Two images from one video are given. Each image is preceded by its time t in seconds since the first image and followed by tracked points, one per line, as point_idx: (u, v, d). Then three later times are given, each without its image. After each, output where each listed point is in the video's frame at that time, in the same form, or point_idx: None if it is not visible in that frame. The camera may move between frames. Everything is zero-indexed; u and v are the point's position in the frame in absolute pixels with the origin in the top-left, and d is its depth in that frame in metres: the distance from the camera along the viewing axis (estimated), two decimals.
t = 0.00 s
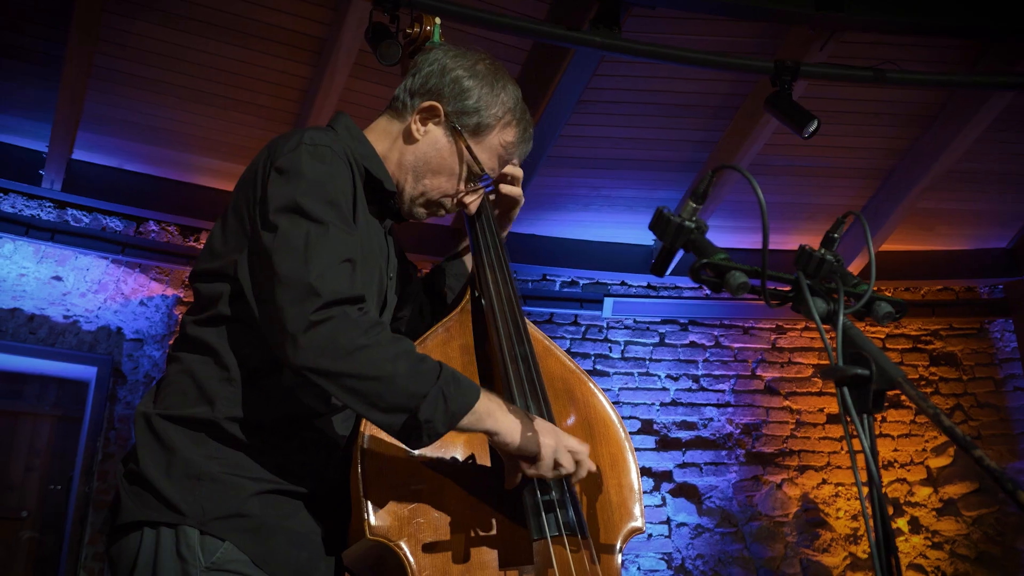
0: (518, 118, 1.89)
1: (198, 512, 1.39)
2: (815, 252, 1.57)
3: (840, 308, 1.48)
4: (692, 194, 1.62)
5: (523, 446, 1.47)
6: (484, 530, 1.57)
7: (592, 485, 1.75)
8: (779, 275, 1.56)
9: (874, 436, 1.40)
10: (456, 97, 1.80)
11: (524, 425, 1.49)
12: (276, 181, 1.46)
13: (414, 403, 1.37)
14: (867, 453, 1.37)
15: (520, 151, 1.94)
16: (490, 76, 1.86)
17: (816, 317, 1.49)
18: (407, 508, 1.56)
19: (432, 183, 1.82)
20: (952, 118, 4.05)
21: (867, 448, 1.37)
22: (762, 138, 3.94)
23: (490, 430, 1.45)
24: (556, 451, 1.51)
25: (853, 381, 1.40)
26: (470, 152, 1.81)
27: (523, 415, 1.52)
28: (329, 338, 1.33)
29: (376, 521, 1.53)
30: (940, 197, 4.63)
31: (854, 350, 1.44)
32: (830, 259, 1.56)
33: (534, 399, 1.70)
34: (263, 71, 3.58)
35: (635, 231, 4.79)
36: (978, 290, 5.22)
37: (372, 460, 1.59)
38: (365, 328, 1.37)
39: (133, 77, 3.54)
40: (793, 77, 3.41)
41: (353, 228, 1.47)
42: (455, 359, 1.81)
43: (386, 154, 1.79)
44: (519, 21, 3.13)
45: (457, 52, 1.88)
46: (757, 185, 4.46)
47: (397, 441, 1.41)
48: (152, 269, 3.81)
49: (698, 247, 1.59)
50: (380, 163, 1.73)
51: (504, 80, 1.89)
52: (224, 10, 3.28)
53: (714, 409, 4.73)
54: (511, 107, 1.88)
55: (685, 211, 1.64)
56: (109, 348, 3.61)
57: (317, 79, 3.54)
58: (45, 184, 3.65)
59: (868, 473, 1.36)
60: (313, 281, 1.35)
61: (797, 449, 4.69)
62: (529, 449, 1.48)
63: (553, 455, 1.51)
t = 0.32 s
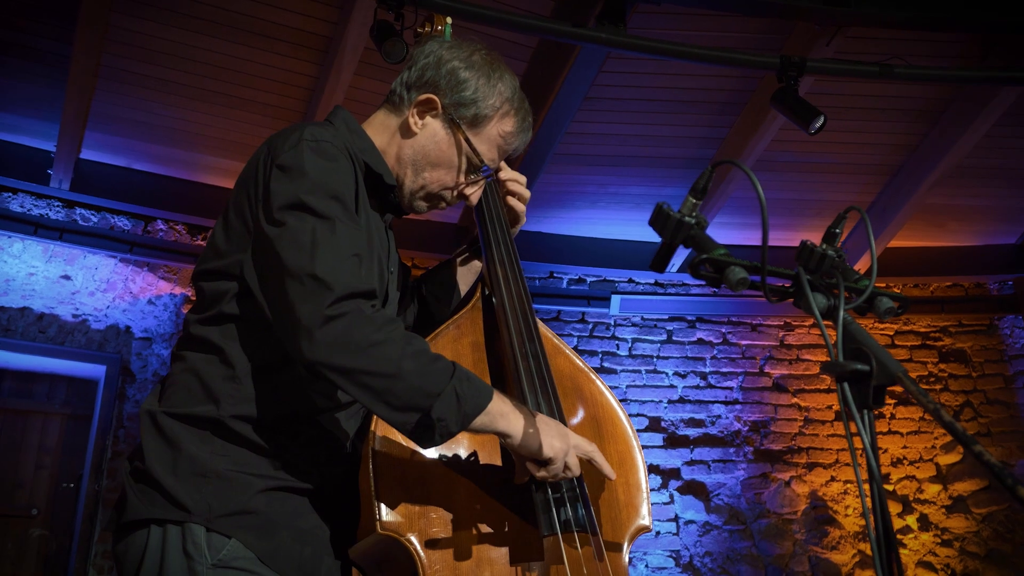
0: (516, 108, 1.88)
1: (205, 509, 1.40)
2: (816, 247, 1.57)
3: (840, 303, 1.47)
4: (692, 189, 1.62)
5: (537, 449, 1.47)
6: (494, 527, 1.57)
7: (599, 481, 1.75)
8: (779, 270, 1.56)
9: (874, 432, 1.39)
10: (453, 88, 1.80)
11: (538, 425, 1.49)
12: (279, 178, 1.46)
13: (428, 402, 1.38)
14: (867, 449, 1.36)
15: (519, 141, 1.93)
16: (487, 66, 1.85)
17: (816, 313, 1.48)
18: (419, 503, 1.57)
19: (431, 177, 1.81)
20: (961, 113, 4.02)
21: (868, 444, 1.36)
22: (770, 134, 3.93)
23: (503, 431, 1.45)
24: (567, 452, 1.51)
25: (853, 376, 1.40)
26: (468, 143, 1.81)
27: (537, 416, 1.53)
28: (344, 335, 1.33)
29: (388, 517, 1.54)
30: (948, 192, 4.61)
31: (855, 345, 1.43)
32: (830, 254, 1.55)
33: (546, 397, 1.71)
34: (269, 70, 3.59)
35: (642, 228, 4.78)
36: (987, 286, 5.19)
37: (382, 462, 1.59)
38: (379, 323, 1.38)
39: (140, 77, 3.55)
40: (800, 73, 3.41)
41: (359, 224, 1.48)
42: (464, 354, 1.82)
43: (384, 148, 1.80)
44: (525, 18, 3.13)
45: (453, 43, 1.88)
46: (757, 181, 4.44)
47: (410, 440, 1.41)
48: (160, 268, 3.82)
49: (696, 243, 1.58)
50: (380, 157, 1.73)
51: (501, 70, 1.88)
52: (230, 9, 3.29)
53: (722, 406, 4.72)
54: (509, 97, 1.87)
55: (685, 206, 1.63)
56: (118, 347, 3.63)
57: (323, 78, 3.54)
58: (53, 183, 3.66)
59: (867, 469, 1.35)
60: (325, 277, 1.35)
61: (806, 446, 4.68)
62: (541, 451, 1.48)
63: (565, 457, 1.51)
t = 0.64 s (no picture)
0: (517, 116, 1.90)
1: (199, 508, 1.40)
2: (812, 244, 1.56)
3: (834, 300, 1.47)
4: (686, 186, 1.61)
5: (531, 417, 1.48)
6: (486, 526, 1.57)
7: (592, 480, 1.75)
8: (773, 267, 1.54)
9: (868, 429, 1.39)
10: (456, 95, 1.80)
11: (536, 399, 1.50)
12: (277, 176, 1.47)
13: (422, 383, 1.38)
14: (862, 445, 1.36)
15: (517, 149, 1.95)
16: (489, 74, 1.86)
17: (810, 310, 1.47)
18: (412, 501, 1.57)
19: (430, 181, 1.81)
20: (963, 110, 4.01)
21: (862, 441, 1.36)
22: (772, 131, 3.93)
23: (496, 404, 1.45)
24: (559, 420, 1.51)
25: (847, 373, 1.40)
26: (469, 150, 1.81)
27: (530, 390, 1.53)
28: (332, 329, 1.33)
29: (379, 514, 1.54)
30: (951, 189, 4.60)
31: (849, 342, 1.43)
32: (826, 252, 1.55)
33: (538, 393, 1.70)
34: (269, 69, 3.59)
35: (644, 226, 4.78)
36: (991, 283, 5.18)
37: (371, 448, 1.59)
38: (371, 315, 1.37)
39: (141, 76, 3.56)
40: (801, 70, 3.40)
41: (355, 222, 1.48)
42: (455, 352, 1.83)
43: (384, 151, 1.79)
44: (525, 17, 3.13)
45: (456, 49, 1.89)
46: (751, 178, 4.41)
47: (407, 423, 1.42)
48: (162, 268, 3.83)
49: (691, 239, 1.58)
50: (380, 159, 1.73)
51: (503, 78, 1.89)
52: (230, 8, 3.29)
53: (725, 404, 4.72)
54: (511, 105, 1.88)
55: (679, 203, 1.62)
56: (121, 346, 3.63)
57: (324, 77, 3.54)
58: (56, 183, 3.67)
59: (862, 467, 1.35)
60: (319, 272, 1.35)
61: (809, 444, 4.68)
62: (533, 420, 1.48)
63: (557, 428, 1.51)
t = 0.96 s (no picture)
0: (511, 114, 1.87)
1: (196, 509, 1.40)
2: (809, 244, 1.55)
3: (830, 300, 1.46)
4: (681, 186, 1.61)
5: (517, 436, 1.47)
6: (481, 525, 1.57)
7: (591, 483, 1.75)
8: (769, 267, 1.54)
9: (864, 429, 1.39)
10: (449, 94, 1.79)
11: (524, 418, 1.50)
12: (268, 174, 1.47)
13: (408, 393, 1.36)
14: (858, 446, 1.36)
15: (512, 148, 1.93)
16: (483, 73, 1.84)
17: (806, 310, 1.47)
18: (405, 504, 1.56)
19: (425, 180, 1.81)
20: (965, 109, 4.00)
21: (858, 442, 1.36)
22: (773, 131, 3.93)
23: (484, 421, 1.45)
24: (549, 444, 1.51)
25: (843, 373, 1.39)
26: (463, 148, 1.81)
27: (519, 409, 1.52)
28: (321, 327, 1.33)
29: (372, 518, 1.52)
30: (955, 189, 4.58)
31: (845, 342, 1.43)
32: (823, 252, 1.54)
33: (531, 397, 1.70)
34: (270, 71, 3.60)
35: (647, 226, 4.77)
36: (996, 283, 5.16)
37: (366, 453, 1.58)
38: (361, 316, 1.37)
39: (143, 79, 3.57)
40: (803, 69, 3.39)
41: (347, 221, 1.48)
42: (451, 354, 1.82)
43: (380, 152, 1.80)
44: (525, 18, 3.13)
45: (451, 49, 1.88)
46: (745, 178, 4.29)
47: (393, 431, 1.40)
48: (167, 270, 3.84)
49: (686, 241, 1.57)
50: (375, 160, 1.74)
51: (497, 77, 1.87)
52: (231, 11, 3.30)
53: (730, 405, 4.71)
54: (505, 104, 1.86)
55: (675, 203, 1.61)
56: (126, 349, 3.64)
57: (326, 79, 3.55)
58: (60, 187, 3.68)
59: (859, 468, 1.35)
60: (308, 270, 1.35)
61: (814, 445, 4.67)
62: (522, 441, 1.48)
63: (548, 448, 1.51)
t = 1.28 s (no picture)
0: (519, 120, 1.85)
1: (185, 510, 1.40)
2: (808, 243, 1.55)
3: (829, 300, 1.46)
4: (679, 186, 1.60)
5: (516, 445, 1.47)
6: (478, 527, 1.57)
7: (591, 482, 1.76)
8: (769, 267, 1.54)
9: (863, 428, 1.38)
10: (453, 103, 1.80)
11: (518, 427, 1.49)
12: (280, 174, 1.48)
13: (399, 395, 1.35)
14: (857, 445, 1.35)
15: (527, 154, 1.89)
16: (488, 80, 1.84)
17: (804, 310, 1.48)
18: (403, 507, 1.56)
19: (437, 193, 1.81)
20: (968, 106, 3.99)
21: (857, 442, 1.35)
22: (777, 130, 3.92)
23: (477, 430, 1.45)
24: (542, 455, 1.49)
25: (841, 373, 1.39)
26: (469, 157, 1.81)
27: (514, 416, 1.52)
28: (317, 324, 1.33)
29: (372, 519, 1.53)
30: (960, 186, 4.56)
31: (843, 341, 1.43)
32: (822, 250, 1.54)
33: (529, 397, 1.71)
34: (273, 74, 3.61)
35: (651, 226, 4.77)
36: (1003, 280, 5.06)
37: (364, 458, 1.57)
38: (356, 317, 1.37)
39: (147, 83, 3.58)
40: (806, 68, 3.37)
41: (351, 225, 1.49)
42: (450, 356, 1.81)
43: (391, 166, 1.82)
44: (527, 18, 3.13)
45: (458, 61, 1.89)
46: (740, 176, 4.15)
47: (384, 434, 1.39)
48: (172, 274, 3.84)
49: (685, 241, 1.57)
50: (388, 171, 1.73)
51: (504, 83, 1.86)
52: (231, 13, 3.31)
53: (736, 404, 4.70)
54: (512, 110, 1.84)
55: (673, 203, 1.61)
56: (132, 352, 3.66)
57: (328, 81, 3.56)
58: (65, 191, 3.69)
59: (857, 467, 1.35)
60: (307, 268, 1.35)
61: (821, 444, 4.66)
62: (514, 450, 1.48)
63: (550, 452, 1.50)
